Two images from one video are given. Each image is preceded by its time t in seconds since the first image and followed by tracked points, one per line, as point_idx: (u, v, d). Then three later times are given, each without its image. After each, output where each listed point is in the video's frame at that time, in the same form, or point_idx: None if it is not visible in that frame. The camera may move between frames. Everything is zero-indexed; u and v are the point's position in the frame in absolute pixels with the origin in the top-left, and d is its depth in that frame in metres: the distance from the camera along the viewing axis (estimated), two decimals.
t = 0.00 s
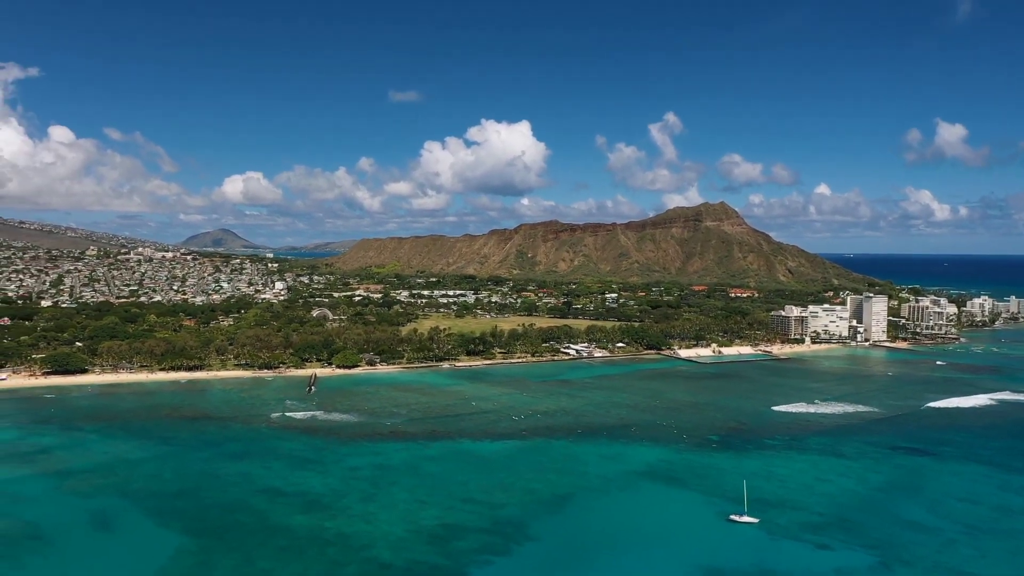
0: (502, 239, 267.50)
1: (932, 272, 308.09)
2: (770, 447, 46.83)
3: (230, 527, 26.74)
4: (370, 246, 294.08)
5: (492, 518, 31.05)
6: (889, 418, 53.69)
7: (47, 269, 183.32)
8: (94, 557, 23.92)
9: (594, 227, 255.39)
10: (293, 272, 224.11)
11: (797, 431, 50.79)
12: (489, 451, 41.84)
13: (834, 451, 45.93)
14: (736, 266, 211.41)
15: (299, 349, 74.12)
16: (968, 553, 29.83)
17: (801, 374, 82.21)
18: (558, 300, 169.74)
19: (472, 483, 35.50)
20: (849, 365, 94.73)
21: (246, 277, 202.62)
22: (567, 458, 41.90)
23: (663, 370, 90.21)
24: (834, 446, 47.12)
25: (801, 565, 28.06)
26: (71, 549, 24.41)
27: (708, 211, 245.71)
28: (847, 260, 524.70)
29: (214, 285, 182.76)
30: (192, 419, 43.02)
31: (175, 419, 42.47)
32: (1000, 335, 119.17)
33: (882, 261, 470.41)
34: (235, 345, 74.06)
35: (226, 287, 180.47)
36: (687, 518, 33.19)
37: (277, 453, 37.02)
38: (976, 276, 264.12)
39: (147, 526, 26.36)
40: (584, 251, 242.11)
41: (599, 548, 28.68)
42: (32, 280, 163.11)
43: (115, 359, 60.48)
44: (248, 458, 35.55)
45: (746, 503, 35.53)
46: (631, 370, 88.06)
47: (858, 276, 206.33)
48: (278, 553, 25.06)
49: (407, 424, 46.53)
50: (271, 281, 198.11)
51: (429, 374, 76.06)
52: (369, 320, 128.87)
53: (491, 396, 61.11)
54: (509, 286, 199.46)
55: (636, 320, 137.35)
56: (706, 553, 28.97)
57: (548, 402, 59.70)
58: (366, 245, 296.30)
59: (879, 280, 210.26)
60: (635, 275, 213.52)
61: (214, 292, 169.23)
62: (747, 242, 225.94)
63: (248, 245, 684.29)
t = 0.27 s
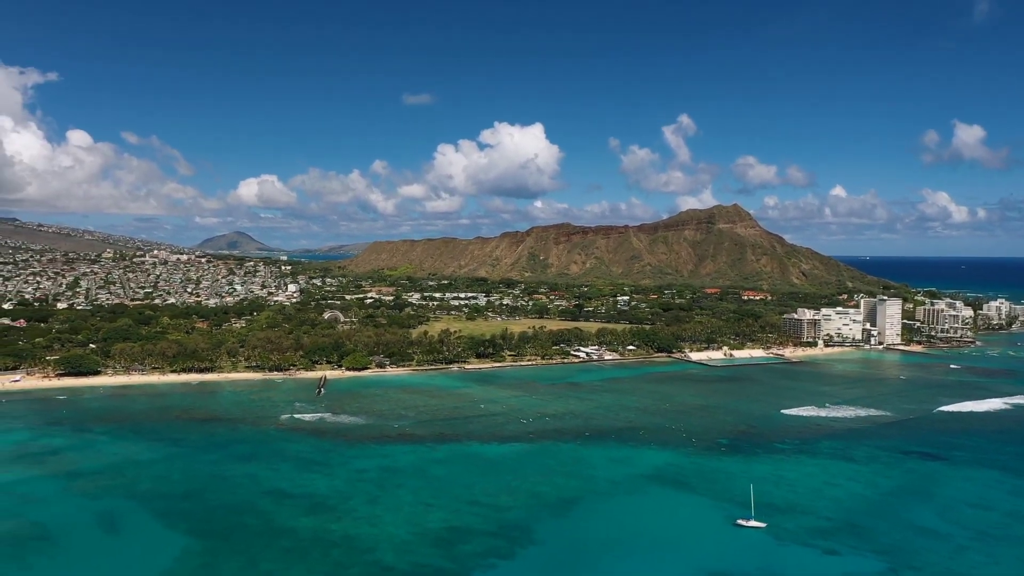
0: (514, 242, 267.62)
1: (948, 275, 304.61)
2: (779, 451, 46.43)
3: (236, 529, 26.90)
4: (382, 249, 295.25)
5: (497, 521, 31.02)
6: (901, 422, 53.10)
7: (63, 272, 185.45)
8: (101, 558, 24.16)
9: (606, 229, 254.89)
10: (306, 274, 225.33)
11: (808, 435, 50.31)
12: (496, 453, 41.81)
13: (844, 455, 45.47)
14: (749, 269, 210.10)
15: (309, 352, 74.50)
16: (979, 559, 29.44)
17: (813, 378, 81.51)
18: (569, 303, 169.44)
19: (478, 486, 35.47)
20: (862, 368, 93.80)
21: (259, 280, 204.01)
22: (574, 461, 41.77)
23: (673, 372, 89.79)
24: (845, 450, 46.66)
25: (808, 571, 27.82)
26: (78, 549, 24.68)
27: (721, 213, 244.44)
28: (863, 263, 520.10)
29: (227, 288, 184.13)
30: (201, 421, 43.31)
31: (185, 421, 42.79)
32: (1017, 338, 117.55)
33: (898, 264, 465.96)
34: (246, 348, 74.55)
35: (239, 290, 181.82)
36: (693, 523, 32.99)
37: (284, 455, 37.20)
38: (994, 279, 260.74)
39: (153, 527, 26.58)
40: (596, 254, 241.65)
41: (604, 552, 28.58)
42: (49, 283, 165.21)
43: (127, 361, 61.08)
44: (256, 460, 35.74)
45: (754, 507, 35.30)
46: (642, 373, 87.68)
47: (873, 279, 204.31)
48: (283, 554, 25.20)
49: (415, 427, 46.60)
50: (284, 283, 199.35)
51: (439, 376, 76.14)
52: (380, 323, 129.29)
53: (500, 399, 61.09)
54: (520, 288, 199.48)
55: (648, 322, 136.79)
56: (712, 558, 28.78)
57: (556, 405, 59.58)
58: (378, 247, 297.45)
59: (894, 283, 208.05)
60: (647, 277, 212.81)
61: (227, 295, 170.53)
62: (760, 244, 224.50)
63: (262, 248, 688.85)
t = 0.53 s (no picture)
0: (525, 244, 267.89)
1: (965, 278, 301.40)
2: (788, 456, 46.10)
3: (241, 531, 27.07)
4: (393, 252, 296.36)
5: (502, 525, 31.02)
6: (912, 426, 52.59)
7: (79, 274, 187.53)
8: (106, 559, 24.40)
9: (617, 232, 254.45)
10: (318, 277, 226.56)
11: (817, 438, 49.96)
12: (503, 457, 41.80)
13: (854, 460, 45.13)
14: (762, 272, 208.93)
15: (319, 354, 74.91)
16: (987, 566, 29.11)
17: (824, 381, 80.96)
18: (580, 306, 169.27)
19: (483, 489, 35.46)
20: (874, 372, 92.98)
21: (271, 283, 205.38)
22: (581, 465, 41.67)
23: (683, 376, 89.48)
24: (854, 455, 46.28)
25: None
26: (84, 551, 24.94)
27: (733, 216, 243.44)
28: (878, 266, 515.91)
29: (240, 290, 185.46)
30: (210, 423, 43.62)
31: (194, 423, 43.14)
32: None
33: (914, 267, 461.42)
34: (256, 350, 75.08)
35: (251, 292, 183.06)
36: (699, 527, 32.84)
37: (291, 457, 37.41)
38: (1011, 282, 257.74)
39: (158, 528, 26.83)
40: (607, 256, 241.25)
41: (606, 556, 28.48)
42: (65, 285, 167.28)
43: (139, 363, 61.69)
44: (263, 462, 35.95)
45: (760, 511, 35.11)
46: (651, 377, 87.44)
47: (887, 282, 202.49)
48: (286, 557, 25.32)
49: (422, 429, 46.68)
50: (296, 286, 200.49)
51: (448, 379, 76.30)
52: (391, 325, 129.77)
53: (508, 401, 61.13)
54: (531, 291, 199.47)
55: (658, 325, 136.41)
56: (715, 562, 28.69)
57: (565, 408, 59.49)
58: (390, 250, 298.64)
59: (909, 286, 206.03)
60: (658, 280, 212.25)
61: (240, 297, 171.78)
62: (772, 247, 223.20)
63: (275, 250, 693.88)
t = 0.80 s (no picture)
0: (537, 248, 267.96)
1: (983, 281, 297.48)
2: (798, 460, 45.75)
3: (246, 533, 27.28)
4: (406, 255, 297.44)
5: (507, 528, 31.02)
6: (925, 431, 51.93)
7: (95, 278, 189.65)
8: (114, 560, 24.69)
9: (629, 235, 253.85)
10: (330, 280, 227.79)
11: (827, 443, 49.52)
12: (510, 460, 41.79)
13: (864, 465, 44.70)
14: (775, 275, 207.58)
15: (329, 357, 75.27)
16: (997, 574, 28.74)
17: (836, 385, 80.24)
18: (591, 309, 168.97)
19: (490, 493, 35.47)
20: (888, 376, 92.06)
21: (284, 286, 206.68)
22: (588, 468, 41.57)
23: (694, 379, 89.02)
24: (865, 459, 45.82)
25: None
26: (92, 552, 25.23)
27: (746, 219, 242.22)
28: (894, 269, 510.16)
29: (253, 293, 186.81)
30: (220, 425, 43.95)
31: (204, 425, 43.48)
32: None
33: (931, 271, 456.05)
34: (267, 353, 75.58)
35: (265, 295, 184.31)
36: (706, 532, 32.69)
37: (299, 460, 37.63)
38: None
39: (165, 530, 27.11)
40: (619, 260, 240.73)
41: (610, 561, 28.43)
42: (82, 288, 169.44)
43: (151, 365, 62.26)
44: (271, 464, 36.18)
45: (767, 516, 34.88)
46: (661, 380, 87.07)
47: (902, 286, 200.42)
48: (291, 560, 25.48)
49: (430, 432, 46.77)
50: (308, 289, 201.73)
51: (457, 382, 76.45)
52: (402, 328, 130.14)
53: (516, 405, 61.09)
54: (543, 294, 199.41)
55: (670, 329, 135.84)
56: (720, 568, 28.54)
57: (573, 411, 59.38)
58: (402, 253, 299.76)
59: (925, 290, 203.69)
60: (671, 283, 211.43)
61: (253, 300, 173.03)
62: (786, 250, 221.71)
63: (290, 253, 699.35)
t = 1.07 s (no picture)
0: (550, 251, 268.06)
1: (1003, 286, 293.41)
2: (808, 466, 45.38)
3: (253, 537, 27.52)
4: (419, 258, 298.66)
5: (513, 533, 31.05)
6: (939, 436, 51.30)
7: (113, 281, 192.15)
8: (122, 562, 25.02)
9: (642, 239, 253.21)
10: (344, 284, 229.18)
11: (838, 449, 49.06)
12: (518, 464, 41.81)
13: (876, 470, 44.25)
14: (789, 279, 206.12)
15: (340, 360, 75.71)
16: None
17: (850, 390, 79.50)
18: (604, 312, 168.63)
19: (496, 497, 35.51)
20: (903, 381, 90.99)
21: (299, 289, 208.22)
22: (596, 473, 41.48)
23: (705, 384, 88.52)
24: (877, 465, 45.35)
25: None
26: (100, 554, 25.56)
27: (761, 223, 240.72)
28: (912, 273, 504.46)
29: (267, 297, 188.28)
30: (230, 428, 44.32)
31: (214, 428, 43.88)
32: None
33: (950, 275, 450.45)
34: (279, 356, 76.17)
35: (279, 299, 185.77)
36: (713, 537, 32.53)
37: (307, 463, 37.90)
38: None
39: (173, 533, 27.42)
40: (632, 263, 240.20)
41: (615, 567, 28.37)
42: (99, 291, 171.73)
43: (163, 368, 62.93)
44: (279, 467, 36.47)
45: (775, 522, 34.66)
46: (673, 384, 86.70)
47: (919, 290, 198.18)
48: (296, 563, 25.67)
49: (438, 436, 46.87)
50: (322, 293, 203.00)
51: (468, 386, 76.61)
52: (414, 331, 130.62)
53: (526, 408, 61.09)
54: (555, 298, 199.33)
55: (683, 333, 135.22)
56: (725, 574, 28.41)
57: (583, 415, 59.27)
58: (416, 257, 300.93)
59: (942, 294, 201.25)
60: (684, 287, 210.62)
61: (267, 304, 174.46)
62: (801, 254, 220.09)
63: (306, 257, 704.73)
